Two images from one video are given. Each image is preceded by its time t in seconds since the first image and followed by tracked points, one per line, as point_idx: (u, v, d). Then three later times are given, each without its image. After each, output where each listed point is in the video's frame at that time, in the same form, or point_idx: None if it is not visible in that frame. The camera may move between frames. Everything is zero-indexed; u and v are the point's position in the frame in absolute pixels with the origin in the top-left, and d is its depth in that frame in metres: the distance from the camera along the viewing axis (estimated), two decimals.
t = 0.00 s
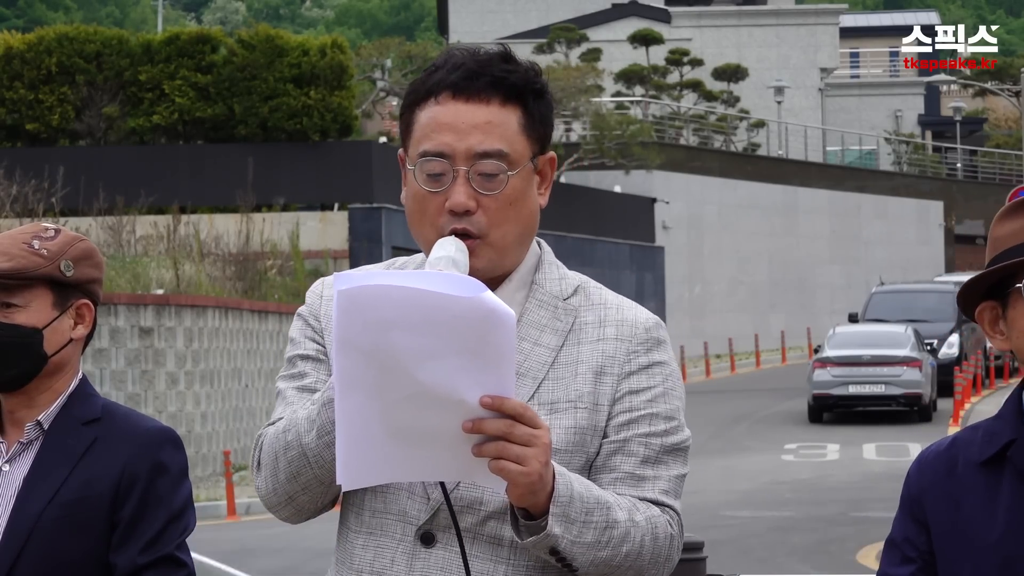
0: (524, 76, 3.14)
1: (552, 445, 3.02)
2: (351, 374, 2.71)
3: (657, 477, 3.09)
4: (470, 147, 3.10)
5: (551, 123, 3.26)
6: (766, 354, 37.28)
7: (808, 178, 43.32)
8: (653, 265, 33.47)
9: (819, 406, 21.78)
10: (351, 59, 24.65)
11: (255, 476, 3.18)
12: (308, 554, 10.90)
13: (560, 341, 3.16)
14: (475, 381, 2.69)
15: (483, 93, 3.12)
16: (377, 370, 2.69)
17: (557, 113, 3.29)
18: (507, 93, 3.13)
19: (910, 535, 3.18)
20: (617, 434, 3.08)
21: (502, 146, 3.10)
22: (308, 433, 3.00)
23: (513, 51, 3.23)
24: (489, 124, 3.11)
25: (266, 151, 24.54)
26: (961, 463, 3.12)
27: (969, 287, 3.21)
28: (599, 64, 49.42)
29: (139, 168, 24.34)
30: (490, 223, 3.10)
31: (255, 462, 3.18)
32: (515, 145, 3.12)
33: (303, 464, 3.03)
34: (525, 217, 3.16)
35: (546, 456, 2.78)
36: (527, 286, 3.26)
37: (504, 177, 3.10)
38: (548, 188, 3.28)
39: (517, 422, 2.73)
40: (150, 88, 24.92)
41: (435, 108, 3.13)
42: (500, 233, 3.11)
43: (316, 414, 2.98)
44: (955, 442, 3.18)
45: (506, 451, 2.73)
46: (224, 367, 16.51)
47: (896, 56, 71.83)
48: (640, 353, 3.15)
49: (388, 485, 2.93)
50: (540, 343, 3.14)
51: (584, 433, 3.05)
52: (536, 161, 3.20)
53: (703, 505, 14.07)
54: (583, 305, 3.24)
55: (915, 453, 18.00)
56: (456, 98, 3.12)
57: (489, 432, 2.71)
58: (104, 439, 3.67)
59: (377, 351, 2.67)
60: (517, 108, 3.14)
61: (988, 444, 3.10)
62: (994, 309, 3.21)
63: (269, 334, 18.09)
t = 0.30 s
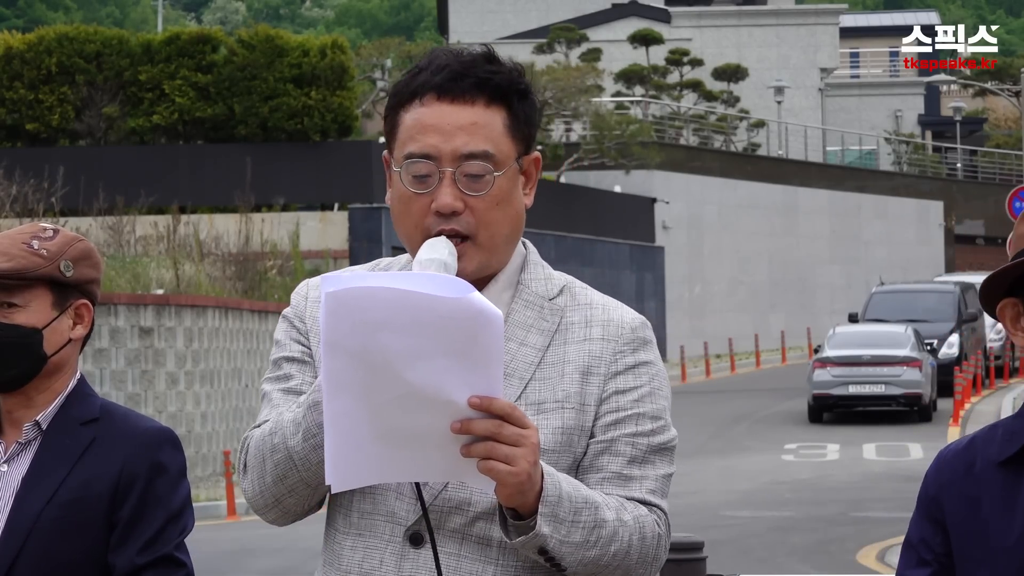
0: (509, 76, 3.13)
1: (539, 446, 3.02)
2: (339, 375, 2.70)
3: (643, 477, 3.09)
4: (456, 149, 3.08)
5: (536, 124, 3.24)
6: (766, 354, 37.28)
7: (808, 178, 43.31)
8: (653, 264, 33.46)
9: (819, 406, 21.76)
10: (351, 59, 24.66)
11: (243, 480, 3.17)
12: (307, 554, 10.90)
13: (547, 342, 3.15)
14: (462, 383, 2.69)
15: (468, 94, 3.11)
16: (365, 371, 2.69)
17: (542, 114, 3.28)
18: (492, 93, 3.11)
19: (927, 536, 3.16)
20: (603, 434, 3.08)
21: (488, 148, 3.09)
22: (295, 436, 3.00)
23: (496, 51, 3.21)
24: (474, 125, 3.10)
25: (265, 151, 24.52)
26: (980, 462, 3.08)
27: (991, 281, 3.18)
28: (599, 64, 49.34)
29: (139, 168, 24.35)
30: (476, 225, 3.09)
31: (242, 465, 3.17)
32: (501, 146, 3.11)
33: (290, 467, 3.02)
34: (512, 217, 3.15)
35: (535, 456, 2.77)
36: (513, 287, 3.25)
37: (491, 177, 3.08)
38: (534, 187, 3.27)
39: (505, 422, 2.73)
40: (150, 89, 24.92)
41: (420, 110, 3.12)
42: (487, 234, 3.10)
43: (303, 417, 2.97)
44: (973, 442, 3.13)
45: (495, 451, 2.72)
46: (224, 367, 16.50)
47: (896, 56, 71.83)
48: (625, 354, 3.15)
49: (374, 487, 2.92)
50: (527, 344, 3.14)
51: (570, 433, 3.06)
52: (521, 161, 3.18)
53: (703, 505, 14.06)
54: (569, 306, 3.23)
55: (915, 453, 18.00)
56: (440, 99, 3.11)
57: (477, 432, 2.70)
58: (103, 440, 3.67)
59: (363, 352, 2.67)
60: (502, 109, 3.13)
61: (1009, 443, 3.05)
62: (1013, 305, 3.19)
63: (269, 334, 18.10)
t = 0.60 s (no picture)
0: (510, 77, 3.13)
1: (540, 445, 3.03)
2: (342, 375, 2.70)
3: (644, 475, 3.09)
4: (459, 147, 3.09)
5: (537, 124, 3.25)
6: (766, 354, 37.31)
7: (808, 178, 43.31)
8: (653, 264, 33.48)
9: (819, 406, 21.75)
10: (352, 59, 24.69)
11: (242, 480, 3.17)
12: (306, 554, 10.90)
13: (546, 341, 3.15)
14: (466, 382, 2.70)
15: (469, 94, 3.11)
16: (368, 372, 2.69)
17: (541, 115, 3.29)
18: (493, 94, 3.12)
19: (940, 529, 3.07)
20: (604, 433, 3.08)
21: (489, 146, 3.10)
22: (298, 441, 3.00)
23: (497, 51, 3.22)
24: (476, 124, 3.11)
25: (266, 151, 24.52)
26: (992, 459, 3.01)
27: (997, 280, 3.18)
28: (599, 65, 49.37)
29: (139, 168, 24.34)
30: (478, 224, 3.09)
31: (241, 466, 3.18)
32: (503, 145, 3.12)
33: (292, 471, 3.02)
34: (512, 218, 3.15)
35: (537, 455, 2.78)
36: (512, 287, 3.25)
37: (493, 177, 3.09)
38: (533, 188, 3.28)
39: (509, 420, 2.73)
40: (150, 89, 24.95)
41: (422, 108, 3.12)
42: (489, 234, 3.10)
43: (306, 422, 2.98)
44: (986, 439, 3.06)
45: (499, 450, 2.73)
46: (224, 367, 16.49)
47: (896, 56, 71.85)
48: (625, 351, 3.16)
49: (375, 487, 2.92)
50: (526, 342, 3.14)
51: (571, 431, 3.06)
52: (521, 162, 3.19)
53: (703, 505, 14.06)
54: (568, 304, 3.23)
55: (915, 453, 18.00)
56: (443, 98, 3.11)
57: (481, 431, 2.71)
58: (101, 439, 3.68)
59: (366, 351, 2.68)
60: (504, 108, 3.14)
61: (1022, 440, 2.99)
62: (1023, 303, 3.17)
63: (269, 334, 18.11)
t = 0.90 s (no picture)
0: (534, 76, 3.14)
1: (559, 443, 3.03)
2: (363, 370, 2.70)
3: (660, 475, 3.09)
4: (481, 145, 3.08)
5: (557, 124, 3.25)
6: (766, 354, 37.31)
7: (808, 178, 43.30)
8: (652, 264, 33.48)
9: (819, 406, 21.75)
10: (351, 59, 24.54)
11: (253, 471, 3.17)
12: (306, 554, 10.90)
13: (562, 339, 3.15)
14: (486, 381, 2.70)
15: (493, 92, 3.11)
16: (389, 368, 2.69)
17: (561, 115, 3.29)
18: (517, 93, 3.12)
19: (936, 535, 3.07)
20: (620, 432, 3.08)
21: (512, 144, 3.09)
22: (317, 430, 2.99)
23: (520, 51, 3.22)
24: (499, 122, 3.10)
25: (266, 151, 24.53)
26: (990, 462, 2.99)
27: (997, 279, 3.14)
28: (599, 64, 49.30)
29: (138, 168, 24.34)
30: (496, 222, 3.08)
31: (253, 457, 3.17)
32: (524, 143, 3.12)
33: (307, 461, 3.02)
34: (531, 217, 3.15)
35: (557, 453, 2.78)
36: (526, 286, 3.26)
37: (513, 175, 3.09)
38: (550, 189, 3.28)
39: (528, 418, 2.74)
40: (150, 88, 24.93)
41: (444, 104, 3.12)
42: (506, 232, 3.10)
43: (325, 413, 2.98)
44: (985, 441, 3.04)
45: (518, 449, 2.73)
46: (224, 367, 16.50)
47: (896, 56, 71.82)
48: (641, 351, 3.16)
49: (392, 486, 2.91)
50: (542, 342, 3.14)
51: (587, 431, 3.06)
52: (541, 162, 3.19)
53: (703, 505, 14.06)
54: (583, 304, 3.23)
55: (915, 453, 18.01)
56: (466, 96, 3.12)
57: (500, 430, 2.71)
58: (100, 440, 3.68)
59: (388, 349, 2.67)
60: (526, 108, 3.14)
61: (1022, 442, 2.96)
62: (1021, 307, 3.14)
63: (269, 334, 18.10)
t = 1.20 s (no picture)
0: (558, 76, 3.17)
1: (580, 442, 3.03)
2: (383, 368, 2.71)
3: (680, 476, 3.09)
4: (503, 142, 3.11)
5: (580, 126, 3.27)
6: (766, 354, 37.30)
7: (808, 178, 43.29)
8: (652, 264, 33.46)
9: (819, 406, 21.76)
10: (350, 59, 24.58)
11: (274, 470, 3.17)
12: (306, 554, 10.90)
13: (582, 340, 3.16)
14: (506, 377, 2.70)
15: (516, 91, 3.14)
16: (410, 363, 2.69)
17: (583, 117, 3.32)
18: (539, 92, 3.15)
19: (927, 534, 3.16)
20: (641, 432, 3.08)
21: (534, 144, 3.12)
22: (337, 429, 3.00)
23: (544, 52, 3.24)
24: (521, 121, 3.13)
25: (266, 151, 24.53)
26: (980, 463, 3.09)
27: (988, 279, 3.24)
28: (599, 65, 49.29)
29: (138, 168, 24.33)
30: (516, 221, 3.11)
31: (274, 457, 3.19)
32: (546, 143, 3.14)
33: (328, 460, 3.02)
34: (551, 216, 3.17)
35: (576, 452, 2.78)
36: (547, 285, 3.27)
37: (534, 173, 3.11)
38: (572, 190, 3.29)
39: (547, 417, 2.73)
40: (150, 88, 24.92)
41: (468, 103, 3.15)
42: (526, 231, 3.12)
43: (346, 411, 2.97)
44: (978, 442, 3.13)
45: (538, 445, 2.73)
46: (224, 367, 16.50)
47: (896, 56, 71.79)
48: (662, 351, 3.16)
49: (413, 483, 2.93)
50: (562, 342, 3.15)
51: (607, 430, 3.06)
52: (562, 163, 3.21)
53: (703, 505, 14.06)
54: (604, 304, 3.24)
55: (915, 453, 18.01)
56: (489, 93, 3.14)
57: (520, 427, 2.71)
58: (100, 439, 3.68)
59: (408, 345, 2.68)
60: (549, 108, 3.17)
61: (1012, 443, 3.05)
62: (1010, 309, 3.23)
63: (269, 334, 18.08)
